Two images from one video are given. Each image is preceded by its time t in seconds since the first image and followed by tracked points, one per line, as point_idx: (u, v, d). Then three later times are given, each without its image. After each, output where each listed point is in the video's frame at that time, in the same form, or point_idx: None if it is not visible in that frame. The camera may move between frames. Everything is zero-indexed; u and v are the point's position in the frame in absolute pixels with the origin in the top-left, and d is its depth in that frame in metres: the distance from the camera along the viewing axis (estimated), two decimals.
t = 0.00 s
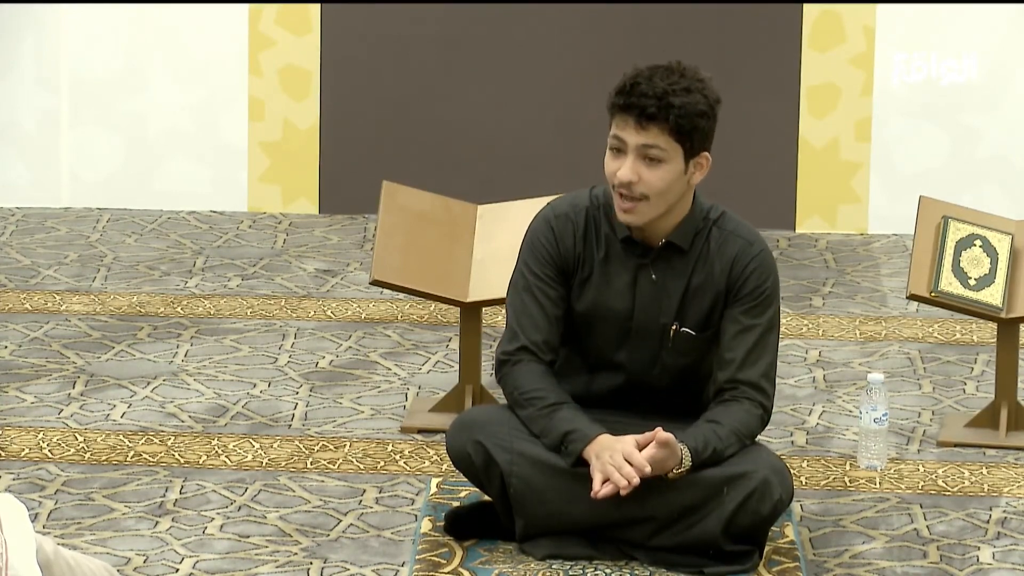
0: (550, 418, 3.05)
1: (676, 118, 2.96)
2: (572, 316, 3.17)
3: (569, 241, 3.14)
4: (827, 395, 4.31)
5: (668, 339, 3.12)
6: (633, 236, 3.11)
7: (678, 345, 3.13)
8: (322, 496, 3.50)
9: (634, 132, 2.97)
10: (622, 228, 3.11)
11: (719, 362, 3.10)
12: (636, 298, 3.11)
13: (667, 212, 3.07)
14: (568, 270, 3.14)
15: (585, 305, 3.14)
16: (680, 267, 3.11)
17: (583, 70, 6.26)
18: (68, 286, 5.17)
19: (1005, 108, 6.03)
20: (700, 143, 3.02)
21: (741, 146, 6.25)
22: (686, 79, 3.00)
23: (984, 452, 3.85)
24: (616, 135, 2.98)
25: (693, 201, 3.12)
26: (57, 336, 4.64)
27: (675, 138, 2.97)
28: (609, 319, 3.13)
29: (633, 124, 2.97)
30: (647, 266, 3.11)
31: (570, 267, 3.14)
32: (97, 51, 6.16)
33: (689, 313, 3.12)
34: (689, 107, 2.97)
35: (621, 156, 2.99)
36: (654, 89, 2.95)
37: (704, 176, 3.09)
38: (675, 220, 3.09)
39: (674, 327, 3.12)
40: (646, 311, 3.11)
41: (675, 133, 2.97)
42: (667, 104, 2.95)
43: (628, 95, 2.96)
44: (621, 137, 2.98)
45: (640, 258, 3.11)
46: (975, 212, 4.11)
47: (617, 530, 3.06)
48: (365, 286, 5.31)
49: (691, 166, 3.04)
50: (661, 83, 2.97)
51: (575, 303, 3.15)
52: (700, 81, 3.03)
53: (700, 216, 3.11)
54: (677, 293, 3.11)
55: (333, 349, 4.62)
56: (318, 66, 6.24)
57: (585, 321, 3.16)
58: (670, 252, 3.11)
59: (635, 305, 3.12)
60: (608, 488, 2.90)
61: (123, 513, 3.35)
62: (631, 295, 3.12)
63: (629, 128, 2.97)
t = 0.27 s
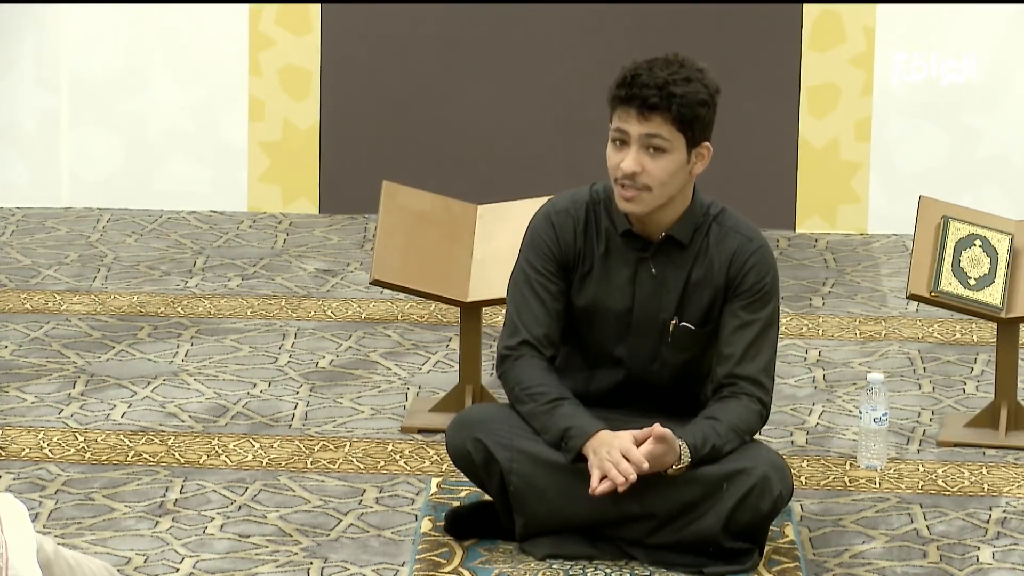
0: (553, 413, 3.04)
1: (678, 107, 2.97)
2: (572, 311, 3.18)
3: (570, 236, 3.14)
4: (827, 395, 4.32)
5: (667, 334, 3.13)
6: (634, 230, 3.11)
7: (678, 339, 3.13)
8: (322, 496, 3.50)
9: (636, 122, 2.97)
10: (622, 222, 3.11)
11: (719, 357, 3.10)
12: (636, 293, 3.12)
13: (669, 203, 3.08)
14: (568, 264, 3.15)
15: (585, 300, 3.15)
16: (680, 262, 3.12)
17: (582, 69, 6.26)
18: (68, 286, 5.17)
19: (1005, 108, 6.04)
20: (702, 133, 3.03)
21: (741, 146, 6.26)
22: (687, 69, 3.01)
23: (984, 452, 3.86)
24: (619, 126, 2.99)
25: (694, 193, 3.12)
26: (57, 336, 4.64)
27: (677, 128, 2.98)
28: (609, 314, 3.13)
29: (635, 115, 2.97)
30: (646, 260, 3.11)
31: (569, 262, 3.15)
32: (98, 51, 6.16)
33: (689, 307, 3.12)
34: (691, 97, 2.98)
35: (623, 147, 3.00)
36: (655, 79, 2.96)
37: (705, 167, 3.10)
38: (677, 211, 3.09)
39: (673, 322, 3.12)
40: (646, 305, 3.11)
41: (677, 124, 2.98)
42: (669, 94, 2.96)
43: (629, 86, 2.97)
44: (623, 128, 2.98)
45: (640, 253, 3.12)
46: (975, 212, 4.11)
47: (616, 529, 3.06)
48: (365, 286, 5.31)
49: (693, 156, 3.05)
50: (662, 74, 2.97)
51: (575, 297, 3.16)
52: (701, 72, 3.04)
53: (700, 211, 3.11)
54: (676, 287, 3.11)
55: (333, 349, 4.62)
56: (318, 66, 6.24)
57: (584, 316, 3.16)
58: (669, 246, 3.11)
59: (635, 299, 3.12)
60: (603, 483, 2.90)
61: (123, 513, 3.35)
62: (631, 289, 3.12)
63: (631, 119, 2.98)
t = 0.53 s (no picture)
0: (541, 399, 3.02)
1: (674, 104, 2.97)
2: (572, 306, 3.17)
3: (572, 231, 3.14)
4: (827, 395, 4.32)
5: (667, 330, 3.13)
6: (634, 225, 3.11)
7: (678, 336, 3.13)
8: (322, 496, 3.50)
9: (633, 118, 2.98)
10: (624, 217, 3.12)
11: (718, 356, 3.10)
12: (637, 289, 3.12)
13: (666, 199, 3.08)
14: (569, 259, 3.15)
15: (585, 295, 3.14)
16: (681, 259, 3.12)
17: (582, 69, 6.25)
18: (68, 286, 5.17)
19: (1005, 107, 6.04)
20: (700, 130, 3.03)
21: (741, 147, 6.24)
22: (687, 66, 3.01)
23: (984, 452, 3.86)
24: (616, 121, 2.99)
25: (694, 191, 3.12)
26: (57, 336, 4.64)
27: (673, 125, 2.98)
28: (609, 309, 3.13)
29: (632, 110, 2.98)
30: (647, 256, 3.11)
31: (570, 257, 3.14)
32: (98, 51, 6.16)
33: (689, 304, 3.13)
34: (688, 93, 2.98)
35: (620, 142, 3.00)
36: (653, 75, 2.96)
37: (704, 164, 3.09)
38: (676, 207, 3.09)
39: (673, 318, 3.12)
40: (646, 301, 3.12)
41: (674, 120, 2.98)
42: (666, 90, 2.96)
43: (627, 81, 2.97)
44: (620, 123, 2.99)
45: (641, 249, 3.12)
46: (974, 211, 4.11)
47: (616, 529, 3.06)
48: (365, 286, 5.31)
49: (691, 154, 3.04)
50: (660, 69, 2.97)
51: (576, 292, 3.16)
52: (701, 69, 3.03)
53: (701, 209, 3.12)
54: (677, 284, 3.12)
55: (333, 349, 4.62)
56: (318, 66, 6.24)
57: (584, 312, 3.16)
58: (670, 243, 3.12)
59: (635, 295, 3.12)
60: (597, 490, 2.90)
61: (123, 513, 3.35)
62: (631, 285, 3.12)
63: (628, 114, 2.98)
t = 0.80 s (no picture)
0: (478, 363, 2.93)
1: (673, 112, 2.95)
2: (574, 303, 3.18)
3: (577, 227, 3.14)
4: (827, 395, 4.32)
5: (668, 329, 3.13)
6: (635, 225, 3.12)
7: (679, 335, 3.13)
8: (322, 496, 3.50)
9: (632, 130, 2.95)
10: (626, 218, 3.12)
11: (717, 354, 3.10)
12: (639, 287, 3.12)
13: (668, 203, 3.07)
14: (573, 254, 3.15)
15: (586, 294, 3.15)
16: (682, 258, 3.12)
17: (582, 69, 6.24)
18: (68, 286, 5.17)
19: (1005, 107, 6.04)
20: (699, 133, 3.01)
21: (741, 147, 6.24)
22: (679, 70, 2.99)
23: (984, 452, 3.86)
24: (614, 134, 2.97)
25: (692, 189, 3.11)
26: (57, 336, 4.64)
27: (674, 133, 2.96)
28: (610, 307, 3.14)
29: (631, 122, 2.95)
30: (649, 255, 3.12)
31: (573, 253, 3.15)
32: (98, 51, 6.17)
33: (689, 303, 3.13)
34: (686, 99, 2.96)
35: (620, 154, 2.98)
36: (649, 84, 2.94)
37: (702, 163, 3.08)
38: (677, 208, 3.09)
39: (675, 317, 3.12)
40: (646, 299, 3.12)
41: (673, 128, 2.96)
42: (664, 99, 2.94)
43: (623, 92, 2.95)
44: (619, 136, 2.96)
45: (643, 248, 3.12)
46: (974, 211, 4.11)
47: (615, 527, 3.07)
48: (365, 286, 5.31)
49: (691, 156, 3.03)
50: (655, 77, 2.95)
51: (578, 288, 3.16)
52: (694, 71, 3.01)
53: (700, 208, 3.12)
54: (678, 283, 3.12)
55: (333, 349, 4.62)
56: (318, 66, 6.24)
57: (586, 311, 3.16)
58: (672, 242, 3.12)
59: (637, 293, 3.12)
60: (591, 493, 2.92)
61: (123, 513, 3.35)
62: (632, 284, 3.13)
63: (627, 126, 2.95)
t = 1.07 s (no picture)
0: (493, 408, 2.93)
1: (661, 125, 2.94)
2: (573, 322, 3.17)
3: (572, 249, 3.12)
4: (827, 395, 4.32)
5: (668, 340, 3.12)
6: (632, 241, 3.10)
7: (678, 344, 3.13)
8: (322, 496, 3.50)
9: (620, 142, 2.95)
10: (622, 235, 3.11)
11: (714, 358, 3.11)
12: (638, 301, 3.11)
13: (658, 216, 3.06)
14: (571, 276, 3.13)
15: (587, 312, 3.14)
16: (680, 268, 3.11)
17: (582, 69, 6.24)
18: (68, 286, 5.17)
19: (1005, 108, 6.04)
20: (688, 148, 3.00)
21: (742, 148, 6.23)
22: (671, 83, 2.99)
23: (984, 452, 3.86)
24: (602, 145, 2.97)
25: (684, 203, 3.10)
26: (57, 336, 4.64)
27: (661, 147, 2.95)
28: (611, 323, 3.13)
29: (619, 134, 2.95)
30: (647, 269, 3.10)
31: (571, 275, 3.13)
32: (97, 52, 6.17)
33: (689, 312, 3.12)
34: (674, 113, 2.95)
35: (608, 166, 2.98)
36: (638, 96, 2.93)
37: (692, 179, 3.07)
38: (667, 222, 3.08)
39: (675, 327, 3.11)
40: (646, 312, 3.10)
41: (661, 142, 2.95)
42: (652, 112, 2.93)
43: (612, 102, 2.95)
44: (607, 148, 2.96)
45: (641, 263, 3.11)
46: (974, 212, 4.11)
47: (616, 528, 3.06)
48: (365, 286, 5.31)
49: (679, 170, 3.02)
50: (645, 89, 2.95)
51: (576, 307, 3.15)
52: (686, 85, 3.01)
53: (694, 216, 3.11)
54: (678, 293, 3.11)
55: (333, 349, 4.62)
56: (318, 66, 6.24)
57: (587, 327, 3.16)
58: (670, 254, 3.11)
59: (637, 307, 3.11)
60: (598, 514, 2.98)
61: (123, 513, 3.35)
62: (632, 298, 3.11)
63: (614, 138, 2.95)
